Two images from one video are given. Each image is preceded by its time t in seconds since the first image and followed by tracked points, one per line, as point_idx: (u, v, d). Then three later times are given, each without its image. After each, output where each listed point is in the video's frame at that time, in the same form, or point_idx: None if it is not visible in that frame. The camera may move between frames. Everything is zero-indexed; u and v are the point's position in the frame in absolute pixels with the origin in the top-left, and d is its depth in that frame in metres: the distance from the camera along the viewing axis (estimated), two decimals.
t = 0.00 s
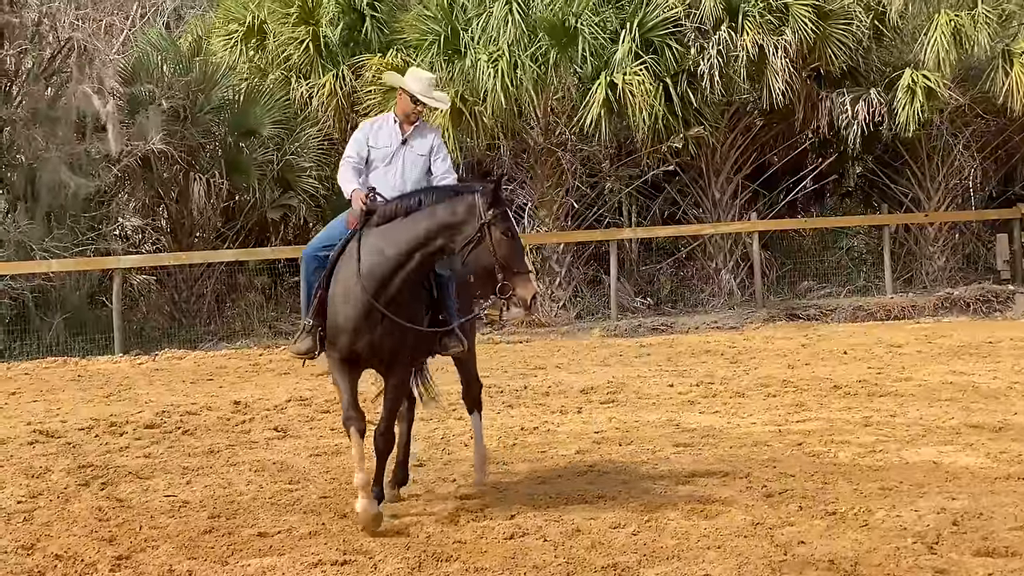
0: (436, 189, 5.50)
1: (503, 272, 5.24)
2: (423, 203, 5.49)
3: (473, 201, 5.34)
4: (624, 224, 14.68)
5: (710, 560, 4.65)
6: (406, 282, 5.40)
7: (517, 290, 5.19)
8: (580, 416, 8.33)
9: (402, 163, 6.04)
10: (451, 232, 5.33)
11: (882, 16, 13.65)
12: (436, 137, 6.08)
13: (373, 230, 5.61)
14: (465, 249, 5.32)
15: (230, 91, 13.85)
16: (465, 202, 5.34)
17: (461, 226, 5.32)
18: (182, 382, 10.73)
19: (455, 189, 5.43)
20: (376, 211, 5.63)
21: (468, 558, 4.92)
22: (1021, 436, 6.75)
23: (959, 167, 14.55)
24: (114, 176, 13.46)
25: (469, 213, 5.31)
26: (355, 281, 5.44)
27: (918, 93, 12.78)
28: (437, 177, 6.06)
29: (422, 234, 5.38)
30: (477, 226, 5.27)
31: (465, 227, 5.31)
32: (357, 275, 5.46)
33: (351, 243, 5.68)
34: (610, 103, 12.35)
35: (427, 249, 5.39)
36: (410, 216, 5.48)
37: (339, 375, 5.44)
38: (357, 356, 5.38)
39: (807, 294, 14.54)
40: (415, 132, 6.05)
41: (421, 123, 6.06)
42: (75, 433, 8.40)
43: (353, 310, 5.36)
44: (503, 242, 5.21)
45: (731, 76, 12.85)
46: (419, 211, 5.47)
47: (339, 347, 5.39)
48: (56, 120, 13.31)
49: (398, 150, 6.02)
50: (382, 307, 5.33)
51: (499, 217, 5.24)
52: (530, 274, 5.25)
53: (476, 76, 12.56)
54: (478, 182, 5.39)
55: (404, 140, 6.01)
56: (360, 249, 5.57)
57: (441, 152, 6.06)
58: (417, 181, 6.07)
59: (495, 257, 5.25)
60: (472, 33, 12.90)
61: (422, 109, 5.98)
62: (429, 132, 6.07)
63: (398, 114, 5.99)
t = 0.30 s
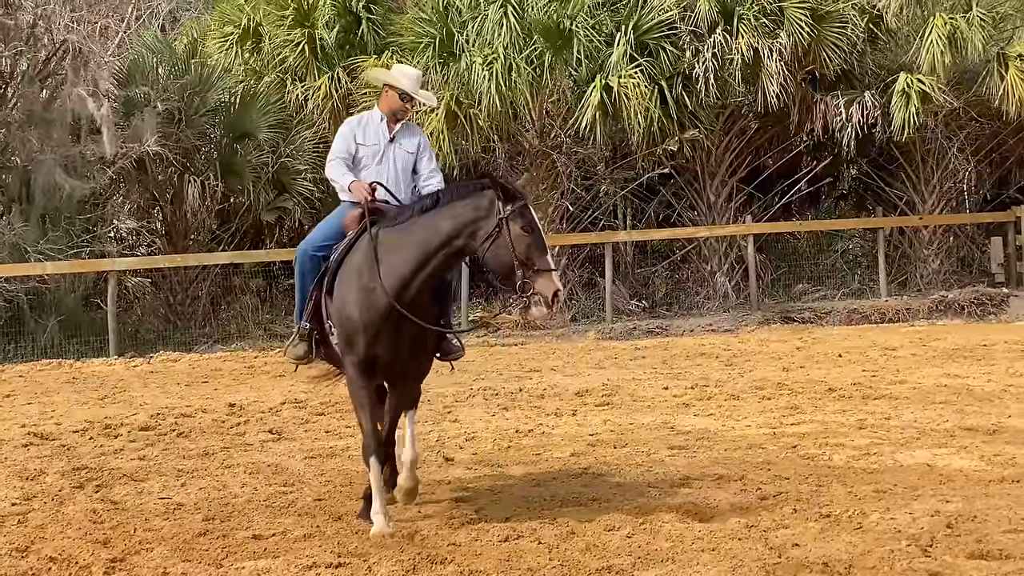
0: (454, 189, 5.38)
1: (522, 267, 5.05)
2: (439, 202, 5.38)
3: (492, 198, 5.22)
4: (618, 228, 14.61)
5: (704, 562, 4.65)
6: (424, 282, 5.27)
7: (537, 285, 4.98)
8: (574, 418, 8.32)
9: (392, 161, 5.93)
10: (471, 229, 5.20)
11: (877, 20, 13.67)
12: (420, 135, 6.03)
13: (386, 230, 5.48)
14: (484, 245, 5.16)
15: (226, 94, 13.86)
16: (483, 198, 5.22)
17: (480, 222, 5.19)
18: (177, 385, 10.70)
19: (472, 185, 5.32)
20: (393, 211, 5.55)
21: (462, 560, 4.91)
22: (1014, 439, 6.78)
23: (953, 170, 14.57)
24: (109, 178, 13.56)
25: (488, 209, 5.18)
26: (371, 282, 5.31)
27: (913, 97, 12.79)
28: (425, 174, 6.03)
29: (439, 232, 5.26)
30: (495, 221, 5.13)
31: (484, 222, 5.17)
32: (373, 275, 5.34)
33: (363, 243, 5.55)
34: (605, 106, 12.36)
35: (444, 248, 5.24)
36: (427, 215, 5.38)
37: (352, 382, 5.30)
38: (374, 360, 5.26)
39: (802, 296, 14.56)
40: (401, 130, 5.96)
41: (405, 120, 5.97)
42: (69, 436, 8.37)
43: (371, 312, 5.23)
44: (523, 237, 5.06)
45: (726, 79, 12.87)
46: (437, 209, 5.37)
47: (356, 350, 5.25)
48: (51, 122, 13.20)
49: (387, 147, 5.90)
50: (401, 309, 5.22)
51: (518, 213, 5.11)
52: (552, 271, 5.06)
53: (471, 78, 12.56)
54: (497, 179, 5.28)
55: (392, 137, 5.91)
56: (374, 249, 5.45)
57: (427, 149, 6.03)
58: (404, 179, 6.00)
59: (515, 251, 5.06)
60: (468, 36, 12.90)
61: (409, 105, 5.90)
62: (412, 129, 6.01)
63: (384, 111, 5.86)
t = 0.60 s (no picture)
0: (484, 200, 5.22)
1: (555, 288, 4.93)
2: (468, 209, 5.22)
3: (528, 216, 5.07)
4: (606, 231, 14.61)
5: (691, 565, 4.64)
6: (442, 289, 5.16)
7: (570, 307, 4.87)
8: (562, 422, 8.31)
9: (388, 163, 5.85)
10: (504, 244, 5.08)
11: (864, 24, 13.75)
12: (409, 136, 6.00)
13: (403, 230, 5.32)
14: (516, 264, 5.04)
15: (213, 96, 13.67)
16: (519, 216, 5.08)
17: (514, 238, 5.07)
18: (163, 387, 10.64)
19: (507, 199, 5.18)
20: (409, 214, 5.36)
21: (448, 564, 4.89)
22: (999, 442, 6.81)
23: (940, 173, 14.70)
24: (95, 181, 13.44)
25: (523, 225, 5.05)
26: (385, 285, 5.17)
27: (900, 101, 12.84)
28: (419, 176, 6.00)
29: (467, 244, 5.13)
30: (531, 240, 5.00)
31: (518, 240, 5.05)
32: (387, 278, 5.19)
33: (375, 243, 5.39)
34: (593, 110, 12.36)
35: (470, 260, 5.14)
36: (451, 223, 5.23)
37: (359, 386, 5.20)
38: (385, 364, 5.17)
39: (789, 300, 14.62)
40: (393, 131, 5.90)
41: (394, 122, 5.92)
42: (55, 439, 8.30)
43: (385, 316, 5.11)
44: (558, 258, 4.94)
45: (714, 82, 12.90)
46: (464, 218, 5.21)
47: (368, 354, 5.14)
48: (37, 124, 13.12)
49: (382, 150, 5.82)
50: (418, 315, 5.11)
51: (554, 232, 4.98)
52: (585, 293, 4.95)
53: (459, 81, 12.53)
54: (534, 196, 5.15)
55: (386, 139, 5.84)
56: (389, 251, 5.29)
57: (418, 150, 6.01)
58: (400, 181, 5.93)
59: (549, 273, 4.95)
60: (456, 39, 12.86)
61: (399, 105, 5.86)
62: (402, 131, 5.97)
63: (376, 113, 5.79)
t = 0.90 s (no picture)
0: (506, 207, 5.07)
1: (587, 292, 4.82)
2: (489, 216, 5.05)
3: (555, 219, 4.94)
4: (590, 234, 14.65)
5: (671, 568, 4.64)
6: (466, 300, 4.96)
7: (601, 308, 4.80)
8: (543, 425, 8.28)
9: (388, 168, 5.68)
10: (532, 248, 4.92)
11: (845, 28, 13.85)
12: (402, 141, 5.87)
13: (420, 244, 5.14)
14: (547, 268, 4.86)
15: (196, 99, 13.61)
16: (547, 219, 4.94)
17: (539, 245, 4.92)
18: (144, 391, 10.54)
19: (530, 204, 5.03)
20: (425, 226, 5.18)
21: (429, 567, 4.85)
22: (977, 446, 6.85)
23: (920, 178, 14.77)
24: (75, 183, 13.34)
25: (553, 229, 4.92)
26: (401, 302, 4.96)
27: (880, 105, 12.93)
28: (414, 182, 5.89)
29: (489, 254, 4.95)
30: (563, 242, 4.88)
31: (548, 243, 4.91)
32: (406, 292, 4.98)
33: (388, 258, 5.17)
34: (574, 113, 12.35)
35: (493, 270, 4.96)
36: (469, 233, 5.05)
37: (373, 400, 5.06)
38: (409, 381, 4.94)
39: (769, 304, 14.67)
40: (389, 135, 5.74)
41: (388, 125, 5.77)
42: (33, 442, 8.20)
43: (403, 335, 4.89)
44: (591, 258, 4.89)
45: (695, 87, 12.94)
46: (487, 225, 5.02)
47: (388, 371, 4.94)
48: (17, 126, 12.98)
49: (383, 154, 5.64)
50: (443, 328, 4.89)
51: (584, 234, 4.91)
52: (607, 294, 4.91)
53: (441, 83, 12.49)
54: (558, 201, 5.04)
55: (385, 143, 5.67)
56: (407, 266, 5.09)
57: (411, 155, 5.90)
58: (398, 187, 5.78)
59: (584, 273, 4.85)
60: (438, 42, 12.81)
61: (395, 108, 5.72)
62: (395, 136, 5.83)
63: (375, 115, 5.60)
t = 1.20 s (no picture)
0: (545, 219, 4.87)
1: (601, 323, 4.78)
2: (528, 228, 4.85)
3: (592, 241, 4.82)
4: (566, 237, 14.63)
5: (645, 572, 4.61)
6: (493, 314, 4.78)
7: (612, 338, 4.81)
8: (519, 429, 8.23)
9: (391, 167, 5.33)
10: (566, 270, 4.77)
11: (820, 33, 13.94)
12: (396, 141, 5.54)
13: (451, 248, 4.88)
14: (576, 292, 4.76)
15: (171, 101, 13.45)
16: (586, 241, 4.80)
17: (574, 265, 4.78)
18: (118, 394, 10.38)
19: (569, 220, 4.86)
20: (453, 230, 4.90)
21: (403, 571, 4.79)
22: (950, 450, 6.88)
23: (895, 183, 14.87)
24: (49, 185, 13.20)
25: (591, 253, 4.79)
26: (431, 307, 4.71)
27: (855, 110, 13.02)
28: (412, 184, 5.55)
29: (526, 268, 4.76)
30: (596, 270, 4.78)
31: (582, 267, 4.78)
32: (437, 299, 4.73)
33: (410, 260, 4.89)
34: (550, 117, 12.33)
35: (523, 284, 4.78)
36: (506, 243, 4.83)
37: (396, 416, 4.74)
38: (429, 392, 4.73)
39: (745, 308, 14.71)
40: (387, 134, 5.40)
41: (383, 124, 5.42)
42: (5, 446, 8.05)
43: (436, 344, 4.66)
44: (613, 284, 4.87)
45: (671, 91, 12.96)
46: (526, 238, 4.83)
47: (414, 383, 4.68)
48: None
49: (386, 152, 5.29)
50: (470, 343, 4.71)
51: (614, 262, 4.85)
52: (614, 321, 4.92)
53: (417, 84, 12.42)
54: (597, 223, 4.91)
55: (387, 141, 5.32)
56: (436, 270, 4.82)
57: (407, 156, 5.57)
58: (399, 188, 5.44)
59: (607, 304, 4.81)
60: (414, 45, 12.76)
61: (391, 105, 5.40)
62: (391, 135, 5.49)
63: (376, 111, 5.25)
